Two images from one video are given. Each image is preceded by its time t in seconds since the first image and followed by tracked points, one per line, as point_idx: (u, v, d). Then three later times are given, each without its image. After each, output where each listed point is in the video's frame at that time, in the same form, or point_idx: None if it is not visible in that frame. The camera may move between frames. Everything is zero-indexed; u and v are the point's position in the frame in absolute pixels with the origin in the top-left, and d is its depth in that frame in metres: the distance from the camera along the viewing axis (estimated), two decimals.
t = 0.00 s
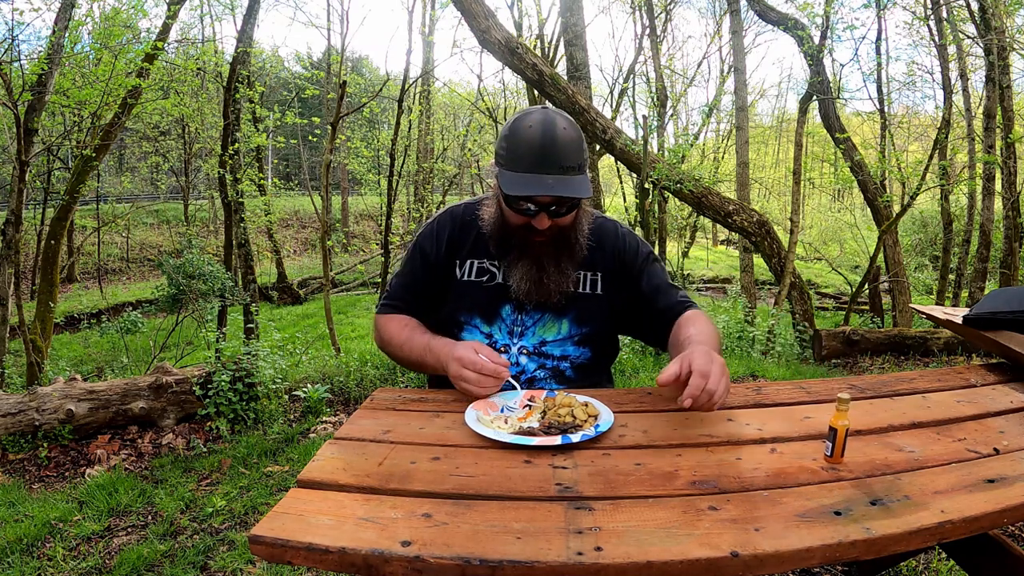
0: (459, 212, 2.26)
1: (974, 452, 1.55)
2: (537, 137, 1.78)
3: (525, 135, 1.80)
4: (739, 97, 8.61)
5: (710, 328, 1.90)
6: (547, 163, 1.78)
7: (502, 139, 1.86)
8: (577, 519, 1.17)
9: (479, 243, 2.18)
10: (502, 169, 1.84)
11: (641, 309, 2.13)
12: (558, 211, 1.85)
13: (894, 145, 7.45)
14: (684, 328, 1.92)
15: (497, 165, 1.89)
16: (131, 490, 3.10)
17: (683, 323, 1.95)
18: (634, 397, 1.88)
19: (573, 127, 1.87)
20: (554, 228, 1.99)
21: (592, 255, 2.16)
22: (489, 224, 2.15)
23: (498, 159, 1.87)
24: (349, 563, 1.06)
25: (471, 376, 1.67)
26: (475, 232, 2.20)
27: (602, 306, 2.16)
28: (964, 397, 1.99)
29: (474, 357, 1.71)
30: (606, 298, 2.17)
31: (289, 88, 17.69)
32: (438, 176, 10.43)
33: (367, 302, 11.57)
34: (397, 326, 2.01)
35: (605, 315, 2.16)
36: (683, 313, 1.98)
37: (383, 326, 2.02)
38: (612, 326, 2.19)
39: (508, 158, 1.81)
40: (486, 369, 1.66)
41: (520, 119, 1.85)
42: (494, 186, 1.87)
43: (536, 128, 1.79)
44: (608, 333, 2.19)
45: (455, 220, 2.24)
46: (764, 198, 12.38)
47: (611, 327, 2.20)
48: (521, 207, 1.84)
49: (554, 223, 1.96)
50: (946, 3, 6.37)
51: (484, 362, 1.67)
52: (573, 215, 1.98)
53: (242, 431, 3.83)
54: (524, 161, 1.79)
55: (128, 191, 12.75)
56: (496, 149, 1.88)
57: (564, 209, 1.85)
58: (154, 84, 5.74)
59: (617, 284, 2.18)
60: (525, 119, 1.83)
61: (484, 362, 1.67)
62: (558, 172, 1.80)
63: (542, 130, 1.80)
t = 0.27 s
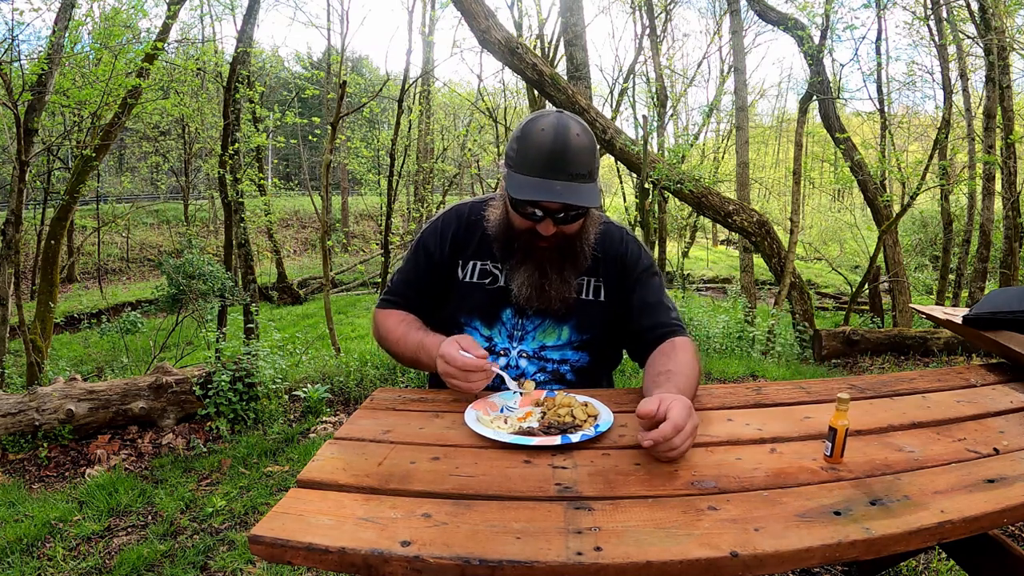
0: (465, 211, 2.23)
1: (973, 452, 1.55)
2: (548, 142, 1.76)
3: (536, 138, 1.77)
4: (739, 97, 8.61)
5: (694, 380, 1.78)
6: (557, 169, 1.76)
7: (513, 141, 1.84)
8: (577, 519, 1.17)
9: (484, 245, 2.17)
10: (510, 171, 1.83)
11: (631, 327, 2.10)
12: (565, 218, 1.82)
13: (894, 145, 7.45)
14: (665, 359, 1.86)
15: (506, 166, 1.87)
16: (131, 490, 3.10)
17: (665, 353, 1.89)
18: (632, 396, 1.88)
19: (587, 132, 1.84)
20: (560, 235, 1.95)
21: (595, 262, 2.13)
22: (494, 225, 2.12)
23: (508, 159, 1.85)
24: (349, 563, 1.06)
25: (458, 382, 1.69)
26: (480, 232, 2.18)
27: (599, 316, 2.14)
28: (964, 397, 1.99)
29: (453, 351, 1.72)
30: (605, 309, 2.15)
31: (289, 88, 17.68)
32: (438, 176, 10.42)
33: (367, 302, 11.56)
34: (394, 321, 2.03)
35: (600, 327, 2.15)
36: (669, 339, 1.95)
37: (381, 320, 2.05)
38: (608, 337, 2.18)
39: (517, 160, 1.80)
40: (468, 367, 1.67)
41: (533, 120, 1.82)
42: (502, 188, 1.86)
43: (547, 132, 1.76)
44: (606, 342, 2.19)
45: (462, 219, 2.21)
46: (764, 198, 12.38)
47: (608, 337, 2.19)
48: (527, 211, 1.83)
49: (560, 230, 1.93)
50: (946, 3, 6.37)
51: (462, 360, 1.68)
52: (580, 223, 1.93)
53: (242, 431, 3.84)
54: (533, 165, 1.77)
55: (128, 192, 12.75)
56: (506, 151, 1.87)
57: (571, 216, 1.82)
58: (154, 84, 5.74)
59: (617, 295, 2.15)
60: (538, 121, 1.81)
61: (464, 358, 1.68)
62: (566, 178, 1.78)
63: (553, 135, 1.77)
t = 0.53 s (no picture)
0: (467, 215, 2.21)
1: (974, 452, 1.55)
2: (556, 140, 1.75)
3: (543, 136, 1.77)
4: (739, 97, 8.61)
5: (700, 387, 1.78)
6: (562, 167, 1.75)
7: (520, 138, 1.83)
8: (577, 519, 1.17)
9: (486, 250, 2.16)
10: (515, 167, 1.81)
11: (637, 331, 2.10)
12: (569, 219, 1.81)
13: (894, 145, 7.45)
14: (673, 361, 1.87)
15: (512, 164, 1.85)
16: (131, 490, 3.10)
17: (673, 355, 1.90)
18: (633, 397, 1.88)
19: (596, 135, 1.84)
20: (562, 239, 1.94)
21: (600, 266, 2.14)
22: (495, 229, 2.12)
23: (514, 157, 1.84)
24: (349, 563, 1.06)
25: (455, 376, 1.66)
26: (482, 237, 2.17)
27: (606, 320, 2.15)
28: (964, 397, 1.99)
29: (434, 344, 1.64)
30: (612, 313, 2.17)
31: (289, 88, 17.68)
32: (438, 176, 10.42)
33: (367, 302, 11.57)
34: (384, 322, 1.99)
35: (607, 331, 2.16)
36: (677, 343, 1.94)
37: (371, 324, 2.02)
38: (615, 340, 2.19)
39: (523, 156, 1.79)
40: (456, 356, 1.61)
41: (542, 119, 1.82)
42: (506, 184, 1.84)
43: (555, 131, 1.76)
44: (613, 346, 2.21)
45: (463, 224, 2.19)
46: (764, 198, 12.38)
47: (615, 341, 2.20)
48: (531, 209, 1.81)
49: (561, 234, 1.92)
50: (946, 3, 6.37)
51: (448, 352, 1.60)
52: (584, 227, 1.92)
53: (242, 431, 3.83)
54: (539, 161, 1.76)
55: (127, 192, 12.74)
56: (513, 148, 1.85)
57: (575, 217, 1.81)
58: (154, 84, 5.74)
59: (623, 298, 2.17)
60: (547, 120, 1.81)
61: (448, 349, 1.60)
62: (572, 177, 1.76)
63: (561, 134, 1.76)
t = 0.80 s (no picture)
0: (466, 219, 2.21)
1: (974, 452, 1.55)
2: (572, 141, 1.75)
3: (560, 137, 1.76)
4: (739, 97, 8.60)
5: (706, 390, 1.78)
6: (575, 166, 1.71)
7: (535, 137, 1.82)
8: (578, 519, 1.17)
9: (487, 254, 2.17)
10: (526, 163, 1.78)
11: (641, 335, 2.12)
12: (573, 222, 1.75)
13: (894, 145, 7.45)
14: (682, 361, 1.88)
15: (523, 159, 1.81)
16: (131, 490, 3.10)
17: (683, 356, 1.91)
18: (635, 397, 1.88)
19: (612, 146, 1.83)
20: (561, 249, 1.86)
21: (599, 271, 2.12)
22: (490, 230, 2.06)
23: (526, 154, 1.80)
24: (349, 564, 1.06)
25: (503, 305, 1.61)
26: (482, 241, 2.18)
27: (609, 325, 2.17)
28: (964, 397, 1.99)
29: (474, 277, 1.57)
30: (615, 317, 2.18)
31: (289, 88, 17.68)
32: (438, 176, 10.43)
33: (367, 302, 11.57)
34: (379, 319, 1.83)
35: (611, 335, 2.18)
36: (682, 347, 1.95)
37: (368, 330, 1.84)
38: (620, 343, 2.21)
39: (537, 152, 1.75)
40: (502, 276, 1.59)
41: (560, 123, 1.83)
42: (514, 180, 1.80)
43: (574, 135, 1.76)
44: (617, 348, 2.23)
45: (463, 227, 2.18)
46: (764, 198, 12.38)
47: (620, 343, 2.22)
48: (536, 206, 1.75)
49: (562, 243, 1.83)
50: (946, 3, 6.37)
51: (493, 275, 1.56)
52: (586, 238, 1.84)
53: (242, 431, 3.83)
54: (551, 158, 1.73)
55: (127, 191, 12.74)
56: (526, 147, 1.84)
57: (580, 222, 1.75)
58: (154, 84, 5.73)
59: (626, 302, 2.17)
60: (564, 125, 1.81)
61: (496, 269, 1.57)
62: (584, 179, 1.72)
63: (579, 138, 1.76)
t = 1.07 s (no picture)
0: (464, 220, 2.21)
1: (974, 452, 1.55)
2: (564, 140, 1.75)
3: (552, 137, 1.77)
4: (739, 97, 8.60)
5: (706, 390, 1.78)
6: (563, 165, 1.72)
7: (531, 136, 1.84)
8: (578, 519, 1.17)
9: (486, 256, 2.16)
10: (518, 161, 1.80)
11: (642, 335, 2.12)
12: (557, 222, 1.75)
13: (894, 145, 7.45)
14: (683, 361, 1.88)
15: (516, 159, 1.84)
16: (131, 490, 3.10)
17: (684, 356, 1.91)
18: (635, 397, 1.88)
19: (607, 147, 1.82)
20: (547, 252, 1.84)
21: (598, 273, 2.13)
22: (487, 232, 2.05)
23: (520, 154, 1.83)
24: (349, 564, 1.05)
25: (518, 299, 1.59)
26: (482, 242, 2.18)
27: (610, 327, 2.18)
28: (964, 397, 1.99)
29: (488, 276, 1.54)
30: (615, 319, 2.19)
31: (289, 87, 17.67)
32: (438, 176, 10.43)
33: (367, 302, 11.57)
34: (386, 334, 1.80)
35: (610, 337, 2.19)
36: (683, 347, 1.96)
37: (378, 343, 1.82)
38: (621, 344, 2.22)
39: (529, 151, 1.78)
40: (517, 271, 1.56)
41: (557, 122, 1.84)
42: (505, 177, 1.82)
43: (566, 134, 1.76)
44: (617, 350, 2.24)
45: (462, 228, 2.18)
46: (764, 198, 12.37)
47: (620, 345, 2.23)
48: (523, 206, 1.76)
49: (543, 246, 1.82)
50: (946, 3, 6.37)
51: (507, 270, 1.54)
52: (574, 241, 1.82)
53: (242, 431, 3.83)
54: (541, 156, 1.74)
55: (127, 191, 12.74)
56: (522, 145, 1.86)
57: (565, 222, 1.75)
58: (154, 84, 5.73)
59: (627, 302, 2.17)
60: (561, 123, 1.82)
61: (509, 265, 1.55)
62: (572, 179, 1.72)
63: (571, 138, 1.76)
